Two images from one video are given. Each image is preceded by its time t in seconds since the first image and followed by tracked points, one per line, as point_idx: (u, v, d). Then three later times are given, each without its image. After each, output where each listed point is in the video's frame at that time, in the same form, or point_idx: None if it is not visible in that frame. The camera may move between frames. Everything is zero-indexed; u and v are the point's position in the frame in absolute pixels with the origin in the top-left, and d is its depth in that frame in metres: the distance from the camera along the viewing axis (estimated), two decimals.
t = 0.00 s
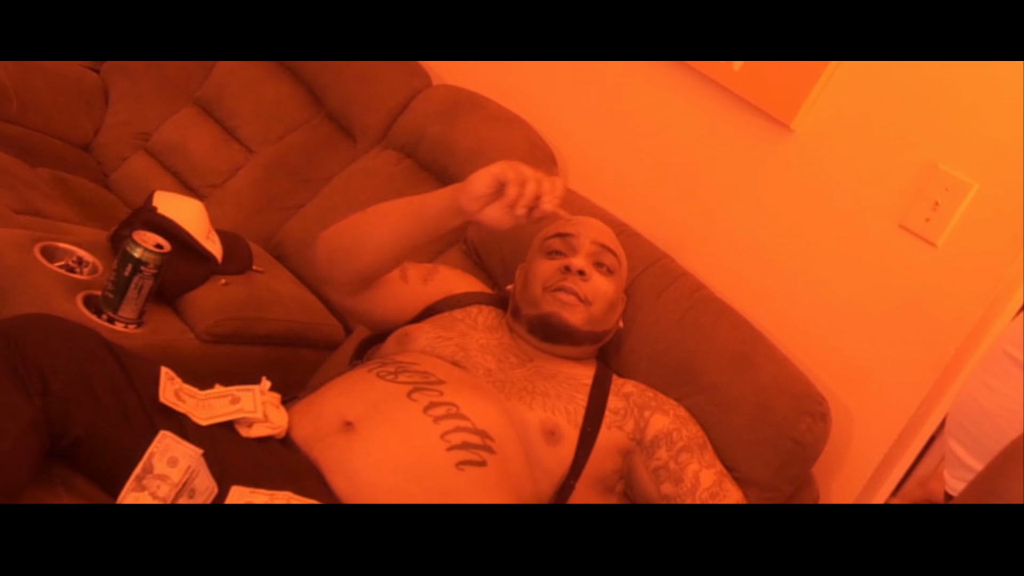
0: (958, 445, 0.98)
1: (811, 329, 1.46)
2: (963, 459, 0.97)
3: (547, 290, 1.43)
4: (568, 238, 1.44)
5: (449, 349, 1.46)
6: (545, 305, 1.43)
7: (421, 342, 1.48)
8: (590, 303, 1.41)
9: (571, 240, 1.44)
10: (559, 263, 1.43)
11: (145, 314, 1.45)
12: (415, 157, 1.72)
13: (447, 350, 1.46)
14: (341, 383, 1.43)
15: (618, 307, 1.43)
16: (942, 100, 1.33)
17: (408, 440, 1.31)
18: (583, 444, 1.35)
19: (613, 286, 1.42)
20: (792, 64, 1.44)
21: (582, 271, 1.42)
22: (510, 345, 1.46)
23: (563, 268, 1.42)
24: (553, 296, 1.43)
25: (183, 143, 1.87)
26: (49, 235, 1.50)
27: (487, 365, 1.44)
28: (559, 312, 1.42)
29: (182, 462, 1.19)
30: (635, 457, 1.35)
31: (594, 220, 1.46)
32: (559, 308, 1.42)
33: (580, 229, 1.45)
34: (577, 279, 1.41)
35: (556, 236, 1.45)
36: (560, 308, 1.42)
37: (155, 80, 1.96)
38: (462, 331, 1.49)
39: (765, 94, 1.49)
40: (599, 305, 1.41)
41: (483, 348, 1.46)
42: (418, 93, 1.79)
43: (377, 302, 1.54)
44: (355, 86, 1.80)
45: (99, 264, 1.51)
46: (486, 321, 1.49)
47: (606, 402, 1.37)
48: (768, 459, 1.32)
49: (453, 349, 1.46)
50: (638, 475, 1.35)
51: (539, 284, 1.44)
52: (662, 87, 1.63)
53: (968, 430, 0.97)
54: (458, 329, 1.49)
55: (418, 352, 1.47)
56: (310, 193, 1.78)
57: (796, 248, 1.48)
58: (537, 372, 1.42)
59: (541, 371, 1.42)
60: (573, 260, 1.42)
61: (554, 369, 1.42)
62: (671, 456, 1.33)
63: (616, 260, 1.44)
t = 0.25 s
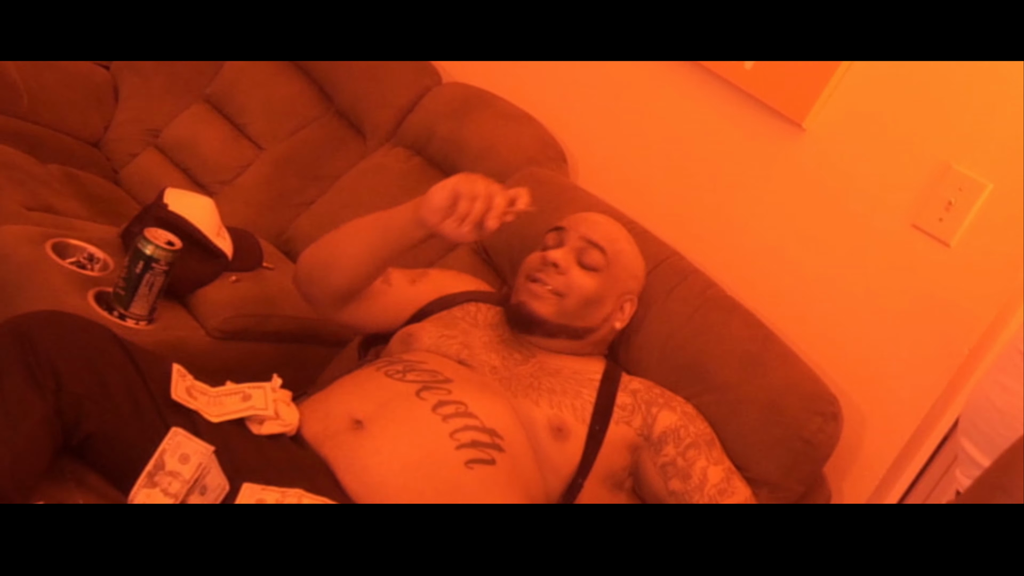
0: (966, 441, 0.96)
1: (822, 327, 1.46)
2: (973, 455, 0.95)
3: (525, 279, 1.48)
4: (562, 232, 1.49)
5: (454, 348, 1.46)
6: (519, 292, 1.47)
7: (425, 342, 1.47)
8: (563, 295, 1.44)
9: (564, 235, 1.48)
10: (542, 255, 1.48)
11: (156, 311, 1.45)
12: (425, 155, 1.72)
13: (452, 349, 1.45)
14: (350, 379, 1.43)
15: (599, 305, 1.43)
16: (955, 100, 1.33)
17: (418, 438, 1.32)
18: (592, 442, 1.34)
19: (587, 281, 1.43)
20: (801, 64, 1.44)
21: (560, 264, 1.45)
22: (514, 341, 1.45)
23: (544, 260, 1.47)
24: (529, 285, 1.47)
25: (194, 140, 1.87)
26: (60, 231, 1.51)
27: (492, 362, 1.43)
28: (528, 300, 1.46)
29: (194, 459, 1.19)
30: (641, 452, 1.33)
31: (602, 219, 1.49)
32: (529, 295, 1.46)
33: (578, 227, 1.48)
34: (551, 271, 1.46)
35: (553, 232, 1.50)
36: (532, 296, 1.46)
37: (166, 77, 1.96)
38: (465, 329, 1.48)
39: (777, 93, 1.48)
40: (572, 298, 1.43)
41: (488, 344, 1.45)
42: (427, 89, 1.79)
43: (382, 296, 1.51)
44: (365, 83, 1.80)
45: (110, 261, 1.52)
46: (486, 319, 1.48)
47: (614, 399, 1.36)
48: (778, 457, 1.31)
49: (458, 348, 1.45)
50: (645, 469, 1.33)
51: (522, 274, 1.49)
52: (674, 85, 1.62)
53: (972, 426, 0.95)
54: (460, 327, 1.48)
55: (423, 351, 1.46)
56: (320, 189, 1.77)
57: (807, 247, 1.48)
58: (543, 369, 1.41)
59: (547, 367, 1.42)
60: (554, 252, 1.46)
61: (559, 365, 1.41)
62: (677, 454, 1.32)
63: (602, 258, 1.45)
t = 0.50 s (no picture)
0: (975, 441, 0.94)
1: (829, 324, 1.46)
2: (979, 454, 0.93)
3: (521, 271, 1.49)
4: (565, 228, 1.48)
5: (462, 344, 1.46)
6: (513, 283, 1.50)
7: (433, 338, 1.48)
8: (541, 286, 1.44)
9: (563, 230, 1.48)
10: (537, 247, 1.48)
11: (166, 307, 1.46)
12: (433, 151, 1.73)
13: (460, 346, 1.46)
14: (359, 376, 1.43)
15: (580, 299, 1.42)
16: (964, 99, 1.33)
17: (425, 435, 1.32)
18: (600, 441, 1.34)
19: (567, 274, 1.42)
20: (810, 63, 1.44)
21: (547, 257, 1.45)
22: (523, 339, 1.46)
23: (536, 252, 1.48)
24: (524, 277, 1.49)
25: (201, 137, 1.88)
26: (70, 228, 1.51)
27: (500, 358, 1.44)
28: (516, 292, 1.48)
29: (204, 455, 1.20)
30: (648, 452, 1.35)
31: (604, 214, 1.45)
32: (516, 287, 1.48)
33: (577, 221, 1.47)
34: (536, 263, 1.46)
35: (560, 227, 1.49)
36: (519, 288, 1.48)
37: (174, 72, 1.96)
38: (472, 326, 1.48)
39: (786, 90, 1.49)
40: (551, 290, 1.43)
41: (495, 341, 1.46)
42: (436, 86, 1.79)
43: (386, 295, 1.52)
44: (374, 80, 1.81)
45: (120, 257, 1.52)
46: (494, 318, 1.49)
47: (624, 397, 1.37)
48: (785, 455, 1.33)
49: (467, 345, 1.46)
50: (651, 469, 1.35)
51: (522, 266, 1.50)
52: (681, 82, 1.63)
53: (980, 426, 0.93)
54: (467, 324, 1.49)
55: (431, 347, 1.47)
56: (328, 185, 1.78)
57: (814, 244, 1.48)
58: (550, 367, 1.42)
59: (554, 365, 1.42)
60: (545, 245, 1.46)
61: (566, 363, 1.42)
62: (684, 453, 1.32)
63: (590, 253, 1.42)
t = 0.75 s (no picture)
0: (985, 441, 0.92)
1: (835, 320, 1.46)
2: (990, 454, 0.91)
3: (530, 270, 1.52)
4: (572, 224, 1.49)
5: (470, 341, 1.47)
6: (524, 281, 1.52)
7: (441, 335, 1.48)
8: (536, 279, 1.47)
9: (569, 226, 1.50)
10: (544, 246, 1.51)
11: (174, 301, 1.46)
12: (440, 147, 1.73)
13: (468, 342, 1.46)
14: (365, 371, 1.44)
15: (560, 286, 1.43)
16: (972, 96, 1.33)
17: (434, 433, 1.32)
18: (608, 439, 1.34)
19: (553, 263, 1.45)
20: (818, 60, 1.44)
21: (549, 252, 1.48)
22: (529, 336, 1.46)
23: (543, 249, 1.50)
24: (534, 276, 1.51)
25: (208, 132, 1.88)
26: (78, 223, 1.52)
27: (507, 356, 1.44)
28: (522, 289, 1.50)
29: (213, 451, 1.21)
30: (654, 449, 1.34)
31: (617, 212, 1.46)
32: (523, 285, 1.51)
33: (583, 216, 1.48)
34: (573, 282, 1.43)
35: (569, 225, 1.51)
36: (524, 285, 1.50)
37: (181, 67, 1.97)
38: (481, 322, 1.49)
39: (794, 88, 1.49)
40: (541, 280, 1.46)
41: (503, 338, 1.46)
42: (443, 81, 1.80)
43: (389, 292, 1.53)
44: (381, 75, 1.81)
45: (128, 252, 1.53)
46: (503, 313, 1.49)
47: (631, 395, 1.37)
48: (793, 452, 1.33)
49: (475, 341, 1.46)
50: (656, 467, 1.34)
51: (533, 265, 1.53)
52: (688, 79, 1.63)
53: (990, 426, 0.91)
54: (476, 320, 1.49)
55: (439, 343, 1.47)
56: (335, 180, 1.78)
57: (821, 241, 1.48)
58: (558, 364, 1.42)
59: (561, 362, 1.42)
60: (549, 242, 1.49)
61: (574, 360, 1.42)
62: (690, 453, 1.32)
63: (627, 265, 1.42)
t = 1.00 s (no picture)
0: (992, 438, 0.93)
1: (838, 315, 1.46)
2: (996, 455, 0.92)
3: (545, 279, 1.47)
4: (582, 229, 1.46)
5: (474, 337, 1.47)
6: (537, 294, 1.47)
7: (445, 331, 1.48)
8: (573, 297, 1.43)
9: (581, 232, 1.46)
10: (560, 255, 1.46)
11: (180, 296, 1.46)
12: (446, 142, 1.73)
13: (472, 339, 1.47)
14: (371, 366, 1.44)
15: (615, 305, 1.42)
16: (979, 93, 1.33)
17: (439, 430, 1.32)
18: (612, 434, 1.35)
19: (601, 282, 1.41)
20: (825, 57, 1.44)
21: (574, 265, 1.43)
22: (530, 331, 1.47)
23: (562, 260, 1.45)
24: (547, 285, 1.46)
25: (213, 125, 1.88)
26: (84, 217, 1.52)
27: (511, 352, 1.45)
28: (544, 304, 1.45)
29: (219, 446, 1.20)
30: (658, 447, 1.35)
31: (623, 212, 1.44)
32: (545, 299, 1.45)
33: (595, 223, 1.45)
34: (567, 273, 1.44)
35: (575, 229, 1.47)
36: (545, 299, 1.45)
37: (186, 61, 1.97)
38: (484, 318, 1.49)
39: (800, 84, 1.49)
40: (583, 301, 1.42)
41: (506, 334, 1.47)
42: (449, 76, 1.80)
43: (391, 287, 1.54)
44: (387, 70, 1.82)
45: (134, 246, 1.53)
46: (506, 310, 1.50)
47: (635, 391, 1.38)
48: (795, 449, 1.33)
49: (478, 337, 1.47)
50: (660, 464, 1.35)
51: (543, 271, 1.48)
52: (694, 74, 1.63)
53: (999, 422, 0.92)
54: (479, 316, 1.49)
55: (443, 339, 1.47)
56: (340, 174, 1.79)
57: (826, 237, 1.49)
58: (561, 360, 1.43)
59: (565, 358, 1.43)
60: (569, 253, 1.44)
61: (578, 356, 1.43)
62: (693, 450, 1.33)
63: (622, 258, 1.42)
